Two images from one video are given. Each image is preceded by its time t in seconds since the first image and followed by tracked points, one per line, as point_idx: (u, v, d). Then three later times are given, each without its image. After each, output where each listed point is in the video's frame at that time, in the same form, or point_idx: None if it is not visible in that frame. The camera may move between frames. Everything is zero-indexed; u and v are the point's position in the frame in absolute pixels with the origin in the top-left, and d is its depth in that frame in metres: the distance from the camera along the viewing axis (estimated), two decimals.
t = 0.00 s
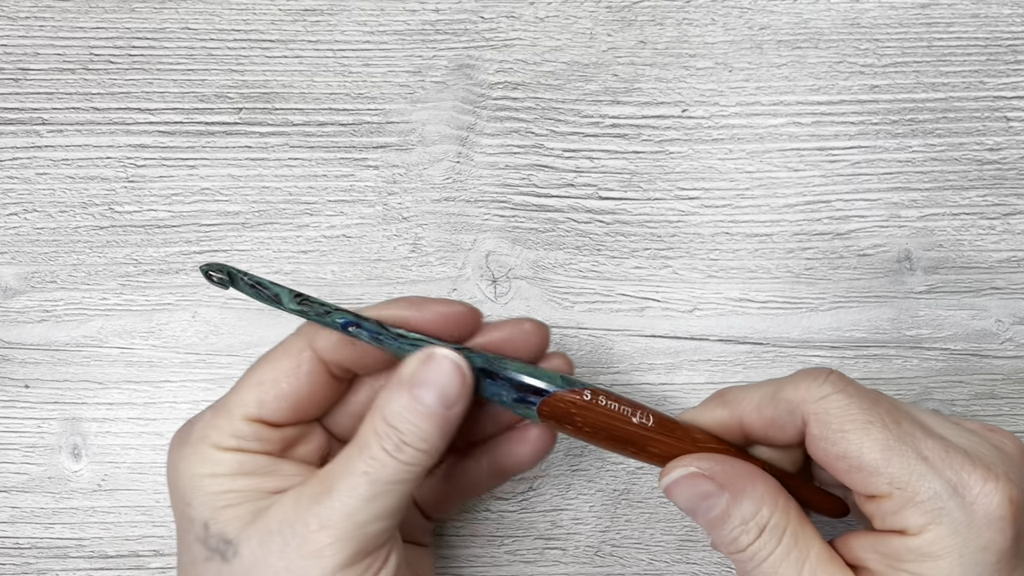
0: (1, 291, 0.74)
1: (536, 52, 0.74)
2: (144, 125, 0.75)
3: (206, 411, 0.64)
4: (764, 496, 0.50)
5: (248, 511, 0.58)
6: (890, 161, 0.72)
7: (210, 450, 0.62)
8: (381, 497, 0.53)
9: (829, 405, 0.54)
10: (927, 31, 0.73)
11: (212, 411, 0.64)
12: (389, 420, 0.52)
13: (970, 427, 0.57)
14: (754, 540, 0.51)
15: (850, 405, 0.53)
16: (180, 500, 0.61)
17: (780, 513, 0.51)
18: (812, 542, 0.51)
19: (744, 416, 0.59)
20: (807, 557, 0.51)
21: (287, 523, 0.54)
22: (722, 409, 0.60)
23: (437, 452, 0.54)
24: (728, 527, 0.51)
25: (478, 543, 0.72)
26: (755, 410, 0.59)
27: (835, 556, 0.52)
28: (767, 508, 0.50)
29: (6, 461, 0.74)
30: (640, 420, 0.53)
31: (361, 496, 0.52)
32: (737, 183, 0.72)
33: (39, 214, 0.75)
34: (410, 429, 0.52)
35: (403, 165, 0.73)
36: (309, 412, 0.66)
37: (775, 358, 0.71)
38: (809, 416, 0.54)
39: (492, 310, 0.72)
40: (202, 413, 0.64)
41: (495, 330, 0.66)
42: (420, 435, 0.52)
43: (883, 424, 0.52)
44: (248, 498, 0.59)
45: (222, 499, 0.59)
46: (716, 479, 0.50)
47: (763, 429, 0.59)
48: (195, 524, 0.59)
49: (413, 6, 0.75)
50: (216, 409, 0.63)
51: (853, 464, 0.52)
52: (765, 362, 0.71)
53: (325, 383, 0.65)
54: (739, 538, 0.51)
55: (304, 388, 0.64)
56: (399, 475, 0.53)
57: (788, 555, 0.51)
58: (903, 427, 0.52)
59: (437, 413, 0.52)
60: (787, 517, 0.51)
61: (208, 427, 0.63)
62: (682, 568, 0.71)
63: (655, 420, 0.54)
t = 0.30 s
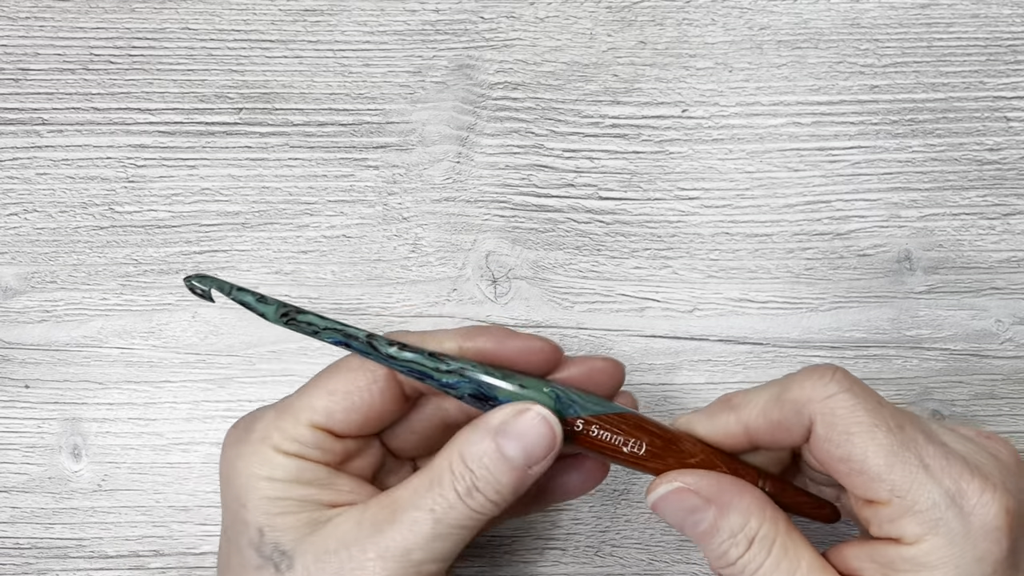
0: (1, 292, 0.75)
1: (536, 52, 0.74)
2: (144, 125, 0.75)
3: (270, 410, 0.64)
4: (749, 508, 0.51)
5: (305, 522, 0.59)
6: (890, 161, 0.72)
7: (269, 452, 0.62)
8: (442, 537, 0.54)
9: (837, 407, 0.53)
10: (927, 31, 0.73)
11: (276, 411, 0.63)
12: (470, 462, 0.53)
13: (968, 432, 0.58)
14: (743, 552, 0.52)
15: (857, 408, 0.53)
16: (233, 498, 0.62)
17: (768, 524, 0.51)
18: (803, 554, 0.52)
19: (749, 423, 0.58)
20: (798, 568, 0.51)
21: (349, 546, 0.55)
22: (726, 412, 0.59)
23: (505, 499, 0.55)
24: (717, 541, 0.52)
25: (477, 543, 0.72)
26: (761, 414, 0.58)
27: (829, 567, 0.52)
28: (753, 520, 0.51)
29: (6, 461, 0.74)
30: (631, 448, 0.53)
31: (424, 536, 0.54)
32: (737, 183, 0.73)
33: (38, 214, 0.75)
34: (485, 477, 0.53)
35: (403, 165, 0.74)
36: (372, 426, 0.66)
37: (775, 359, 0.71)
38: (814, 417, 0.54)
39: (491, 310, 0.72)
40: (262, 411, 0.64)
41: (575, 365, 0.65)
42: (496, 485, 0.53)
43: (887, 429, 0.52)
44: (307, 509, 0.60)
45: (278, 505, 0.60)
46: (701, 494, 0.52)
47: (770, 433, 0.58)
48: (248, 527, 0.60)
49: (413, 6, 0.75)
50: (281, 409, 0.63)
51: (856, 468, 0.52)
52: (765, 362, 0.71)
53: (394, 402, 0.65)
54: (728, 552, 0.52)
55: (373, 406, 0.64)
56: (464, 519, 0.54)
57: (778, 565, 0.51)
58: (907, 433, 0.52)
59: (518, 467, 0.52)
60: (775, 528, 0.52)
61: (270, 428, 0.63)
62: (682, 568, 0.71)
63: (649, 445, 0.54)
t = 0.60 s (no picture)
0: (1, 292, 0.75)
1: (536, 53, 0.74)
2: (144, 125, 0.75)
3: (144, 418, 0.64)
4: (790, 482, 0.50)
5: (188, 518, 0.59)
6: (890, 161, 0.72)
7: (150, 459, 0.62)
8: (319, 495, 0.53)
9: (844, 391, 0.54)
10: (927, 31, 0.73)
11: (149, 418, 0.64)
12: (327, 414, 0.53)
13: (977, 427, 0.58)
14: (776, 527, 0.51)
15: (864, 393, 0.53)
16: (127, 511, 0.61)
17: (805, 501, 0.51)
18: (832, 537, 0.51)
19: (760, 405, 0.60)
20: (827, 551, 0.51)
21: (230, 527, 0.54)
22: (739, 402, 0.61)
23: (375, 447, 0.54)
24: (752, 513, 0.50)
25: (478, 543, 0.72)
26: (771, 399, 0.59)
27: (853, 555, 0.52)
28: (792, 495, 0.50)
29: (6, 461, 0.74)
30: (659, 419, 0.53)
31: (300, 497, 0.53)
32: (737, 183, 0.73)
33: (39, 214, 0.75)
34: (346, 424, 0.52)
35: (403, 165, 0.74)
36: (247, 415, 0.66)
37: (775, 358, 0.71)
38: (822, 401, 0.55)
39: (491, 310, 0.72)
40: (139, 421, 0.64)
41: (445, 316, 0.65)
42: (356, 429, 0.52)
43: (893, 415, 0.52)
44: (190, 505, 0.60)
45: (167, 506, 0.60)
46: (744, 462, 0.50)
47: (779, 416, 0.59)
48: (138, 534, 0.60)
49: (413, 6, 0.75)
50: (153, 415, 0.63)
51: (862, 453, 0.52)
52: (765, 362, 0.71)
53: (262, 383, 0.65)
54: (761, 526, 0.51)
55: (239, 391, 0.64)
56: (335, 472, 0.53)
57: (809, 545, 0.51)
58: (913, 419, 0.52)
59: (375, 406, 0.52)
60: (811, 506, 0.51)
61: (145, 435, 0.63)
62: (682, 568, 0.71)
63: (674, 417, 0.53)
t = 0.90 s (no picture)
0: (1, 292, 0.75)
1: (536, 52, 0.74)
2: (144, 125, 0.75)
3: (82, 441, 0.65)
4: (813, 470, 0.50)
5: (132, 533, 0.59)
6: (890, 161, 0.72)
7: (89, 482, 0.63)
8: (246, 490, 0.53)
9: (843, 388, 0.54)
10: (927, 31, 0.73)
11: (86, 440, 0.65)
12: (241, 410, 0.53)
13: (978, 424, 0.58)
14: (795, 514, 0.50)
15: (863, 390, 0.53)
16: (79, 536, 0.62)
17: (825, 490, 0.51)
18: (847, 528, 0.51)
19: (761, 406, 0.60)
20: (841, 542, 0.51)
21: (169, 535, 0.55)
22: (743, 406, 0.61)
23: (297, 436, 0.53)
24: (773, 498, 0.50)
25: (478, 543, 0.72)
26: (772, 399, 0.59)
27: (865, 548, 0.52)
28: (813, 484, 0.50)
29: (6, 461, 0.74)
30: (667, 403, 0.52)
31: (228, 495, 0.53)
32: (737, 183, 0.73)
33: (39, 214, 0.75)
34: (261, 416, 0.52)
35: (403, 165, 0.74)
36: (183, 421, 0.67)
37: (775, 358, 0.71)
38: (820, 400, 0.54)
39: (491, 310, 0.72)
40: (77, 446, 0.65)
41: (363, 294, 0.65)
42: (271, 419, 0.52)
43: (893, 412, 0.52)
44: (133, 520, 0.60)
45: (113, 523, 0.61)
46: (769, 448, 0.50)
47: (780, 416, 0.58)
48: (88, 557, 0.61)
49: (413, 6, 0.75)
50: (88, 437, 0.65)
51: (861, 450, 0.52)
52: (766, 362, 0.71)
53: (186, 387, 0.66)
54: (780, 513, 0.50)
55: (162, 397, 0.64)
56: (258, 465, 0.53)
57: (825, 534, 0.51)
58: (913, 416, 0.52)
59: (284, 392, 0.52)
60: (830, 496, 0.51)
61: (83, 458, 0.64)
62: (681, 568, 0.71)
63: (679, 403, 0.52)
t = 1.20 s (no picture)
0: (1, 292, 0.74)
1: (536, 52, 0.74)
2: (144, 125, 0.75)
3: (93, 435, 0.65)
4: (811, 479, 0.50)
5: (125, 532, 0.59)
6: (890, 161, 0.72)
7: (95, 477, 0.63)
8: (227, 489, 0.53)
9: (849, 394, 0.53)
10: (927, 31, 0.73)
11: (97, 435, 0.65)
12: (229, 407, 0.54)
13: (987, 433, 0.57)
14: (790, 522, 0.50)
15: (869, 398, 0.53)
16: (81, 532, 0.62)
17: (822, 500, 0.50)
18: (844, 538, 0.51)
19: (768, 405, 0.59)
20: (836, 551, 0.51)
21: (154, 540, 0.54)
22: (746, 402, 0.61)
23: (279, 431, 0.54)
24: (768, 505, 0.50)
25: (478, 543, 0.72)
26: (777, 398, 0.58)
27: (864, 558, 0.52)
28: (810, 493, 0.50)
29: (6, 461, 0.74)
30: (672, 408, 0.52)
31: (212, 494, 0.53)
32: (737, 183, 0.72)
33: (38, 214, 0.75)
34: (245, 410, 0.53)
35: (403, 165, 0.73)
36: (193, 418, 0.67)
37: (775, 358, 0.71)
38: (825, 406, 0.54)
39: (491, 310, 0.72)
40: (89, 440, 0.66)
41: (376, 291, 0.64)
42: (256, 412, 0.53)
43: (899, 422, 0.52)
44: (128, 519, 0.60)
45: (111, 521, 0.60)
46: (766, 456, 0.50)
47: (787, 418, 0.58)
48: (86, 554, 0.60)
49: (413, 6, 0.75)
50: (100, 431, 0.65)
51: (863, 459, 0.52)
52: (765, 362, 0.71)
53: (199, 383, 0.66)
54: (774, 520, 0.51)
55: (174, 392, 0.65)
56: (240, 462, 0.53)
57: (819, 543, 0.51)
58: (919, 427, 0.52)
59: (274, 384, 0.53)
60: (827, 505, 0.51)
61: (93, 452, 0.64)
62: (682, 568, 0.71)
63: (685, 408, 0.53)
